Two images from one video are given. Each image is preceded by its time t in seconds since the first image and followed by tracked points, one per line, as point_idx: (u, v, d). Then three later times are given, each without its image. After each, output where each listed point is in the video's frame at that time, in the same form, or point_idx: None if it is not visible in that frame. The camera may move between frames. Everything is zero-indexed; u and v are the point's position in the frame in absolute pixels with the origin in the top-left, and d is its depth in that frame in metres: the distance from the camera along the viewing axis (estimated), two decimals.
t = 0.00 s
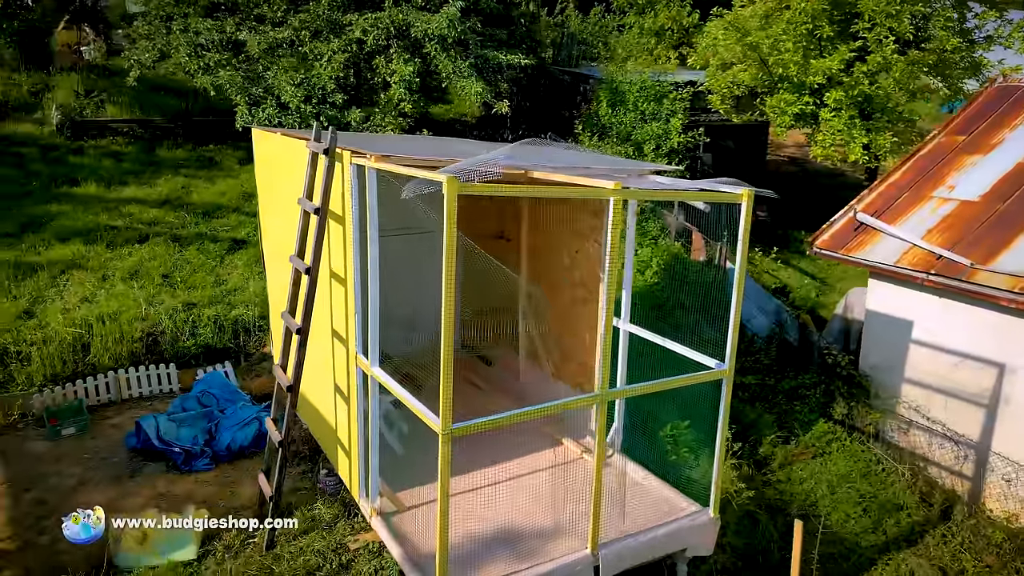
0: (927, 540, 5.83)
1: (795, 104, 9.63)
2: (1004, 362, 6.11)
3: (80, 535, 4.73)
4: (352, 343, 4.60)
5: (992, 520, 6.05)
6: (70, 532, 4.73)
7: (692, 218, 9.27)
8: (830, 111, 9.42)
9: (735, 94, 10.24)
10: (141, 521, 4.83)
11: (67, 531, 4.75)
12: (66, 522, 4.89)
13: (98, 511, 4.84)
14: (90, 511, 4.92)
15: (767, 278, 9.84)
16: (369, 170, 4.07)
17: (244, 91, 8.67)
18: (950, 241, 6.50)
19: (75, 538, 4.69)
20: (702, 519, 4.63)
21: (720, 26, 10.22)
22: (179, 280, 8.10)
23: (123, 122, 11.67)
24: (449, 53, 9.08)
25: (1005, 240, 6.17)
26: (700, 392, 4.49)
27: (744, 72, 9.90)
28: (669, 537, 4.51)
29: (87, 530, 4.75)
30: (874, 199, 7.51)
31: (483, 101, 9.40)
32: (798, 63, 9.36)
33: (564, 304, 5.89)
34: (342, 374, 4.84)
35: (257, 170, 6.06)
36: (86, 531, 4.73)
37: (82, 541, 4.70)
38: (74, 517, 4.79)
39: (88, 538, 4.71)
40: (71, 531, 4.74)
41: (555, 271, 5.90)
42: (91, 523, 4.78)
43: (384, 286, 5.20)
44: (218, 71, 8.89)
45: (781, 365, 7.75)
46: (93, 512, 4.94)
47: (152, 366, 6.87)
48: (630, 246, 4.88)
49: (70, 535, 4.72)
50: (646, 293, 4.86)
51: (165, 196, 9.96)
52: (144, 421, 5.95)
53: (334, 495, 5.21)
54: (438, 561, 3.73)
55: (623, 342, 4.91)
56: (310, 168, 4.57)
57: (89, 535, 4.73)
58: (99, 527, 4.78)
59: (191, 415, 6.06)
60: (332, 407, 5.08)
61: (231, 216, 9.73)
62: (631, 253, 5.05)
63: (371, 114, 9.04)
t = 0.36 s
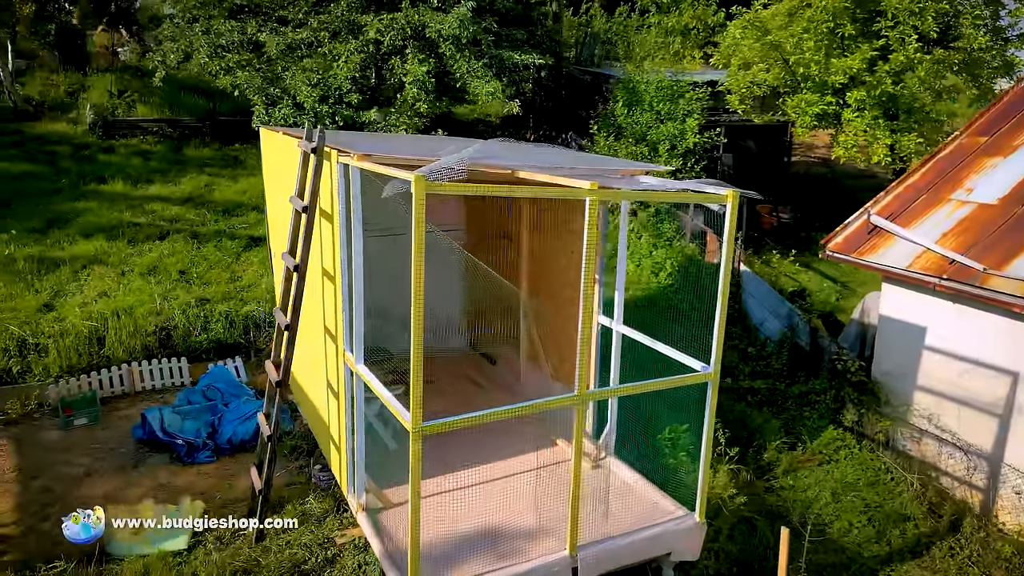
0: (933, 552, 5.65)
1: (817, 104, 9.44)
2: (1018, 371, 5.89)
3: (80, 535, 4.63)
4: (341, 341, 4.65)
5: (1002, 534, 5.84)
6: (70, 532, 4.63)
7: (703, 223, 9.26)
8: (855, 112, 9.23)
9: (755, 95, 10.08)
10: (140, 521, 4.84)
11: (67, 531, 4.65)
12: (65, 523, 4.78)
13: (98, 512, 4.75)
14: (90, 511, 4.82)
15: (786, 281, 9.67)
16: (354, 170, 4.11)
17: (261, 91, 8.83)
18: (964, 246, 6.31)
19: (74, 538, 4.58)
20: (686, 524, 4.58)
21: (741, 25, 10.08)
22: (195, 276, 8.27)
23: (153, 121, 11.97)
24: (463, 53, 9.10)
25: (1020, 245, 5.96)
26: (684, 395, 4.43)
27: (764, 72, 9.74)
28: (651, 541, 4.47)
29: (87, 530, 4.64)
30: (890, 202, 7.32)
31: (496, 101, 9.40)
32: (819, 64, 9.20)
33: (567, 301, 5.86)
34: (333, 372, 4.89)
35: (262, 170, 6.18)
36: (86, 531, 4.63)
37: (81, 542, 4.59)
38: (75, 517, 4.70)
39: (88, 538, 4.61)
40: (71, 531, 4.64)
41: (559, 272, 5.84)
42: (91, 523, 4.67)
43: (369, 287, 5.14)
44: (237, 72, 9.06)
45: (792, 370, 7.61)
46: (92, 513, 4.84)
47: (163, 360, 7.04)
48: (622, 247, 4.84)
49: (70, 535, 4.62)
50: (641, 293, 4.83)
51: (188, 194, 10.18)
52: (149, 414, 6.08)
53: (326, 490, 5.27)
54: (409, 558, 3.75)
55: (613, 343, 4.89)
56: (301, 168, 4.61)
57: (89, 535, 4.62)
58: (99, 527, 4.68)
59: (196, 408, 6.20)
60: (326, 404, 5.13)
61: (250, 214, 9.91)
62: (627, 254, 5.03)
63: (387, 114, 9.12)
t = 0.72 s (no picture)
0: (937, 565, 5.49)
1: (838, 104, 9.23)
2: None
3: (80, 535, 4.58)
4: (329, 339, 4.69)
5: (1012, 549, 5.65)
6: (70, 533, 4.58)
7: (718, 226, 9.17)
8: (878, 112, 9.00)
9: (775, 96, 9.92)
10: (139, 521, 4.81)
11: (66, 531, 4.59)
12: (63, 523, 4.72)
13: (98, 512, 4.70)
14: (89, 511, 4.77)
15: (804, 284, 9.47)
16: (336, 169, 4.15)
17: (278, 91, 8.97)
18: (977, 251, 6.11)
19: (75, 538, 4.53)
20: (668, 528, 4.52)
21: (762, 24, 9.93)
22: (211, 273, 8.45)
23: (181, 121, 12.26)
24: (477, 53, 9.12)
25: None
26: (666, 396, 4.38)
27: (784, 71, 9.56)
28: (631, 544, 4.43)
29: (87, 530, 4.60)
30: (905, 204, 7.11)
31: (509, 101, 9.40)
32: (840, 63, 8.99)
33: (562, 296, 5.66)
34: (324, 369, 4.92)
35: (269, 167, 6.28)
36: (86, 531, 4.58)
37: (82, 542, 4.54)
38: (74, 517, 4.64)
39: (89, 538, 4.57)
40: (71, 531, 4.58)
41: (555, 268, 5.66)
42: (91, 523, 4.63)
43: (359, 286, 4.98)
44: (255, 72, 9.22)
45: (802, 375, 7.46)
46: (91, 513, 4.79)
47: (174, 353, 7.20)
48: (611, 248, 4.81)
49: (70, 535, 4.57)
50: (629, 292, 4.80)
51: (210, 193, 10.39)
52: (154, 406, 6.26)
53: (317, 484, 5.33)
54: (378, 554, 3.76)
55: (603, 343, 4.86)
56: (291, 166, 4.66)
57: (89, 536, 4.58)
58: (99, 527, 4.64)
59: (199, 401, 6.35)
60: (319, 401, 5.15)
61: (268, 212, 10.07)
62: (617, 253, 5.00)
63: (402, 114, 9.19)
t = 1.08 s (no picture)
0: None
1: (860, 104, 9.02)
2: None
3: (80, 535, 4.56)
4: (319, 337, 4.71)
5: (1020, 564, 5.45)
6: (70, 532, 4.55)
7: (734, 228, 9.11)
8: (901, 112, 8.76)
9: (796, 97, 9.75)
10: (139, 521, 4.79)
11: (66, 531, 4.57)
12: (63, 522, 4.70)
13: (98, 511, 4.67)
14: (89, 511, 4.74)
15: (822, 288, 9.28)
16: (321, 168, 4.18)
17: (295, 91, 9.10)
18: (990, 255, 5.92)
19: (75, 538, 4.51)
20: (650, 532, 4.48)
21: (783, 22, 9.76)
22: (227, 269, 8.62)
23: (210, 120, 12.52)
24: (491, 53, 9.14)
25: None
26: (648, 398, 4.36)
27: (805, 70, 9.37)
28: (610, 547, 4.39)
29: (87, 530, 4.57)
30: (921, 207, 6.92)
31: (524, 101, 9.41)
32: (861, 62, 8.79)
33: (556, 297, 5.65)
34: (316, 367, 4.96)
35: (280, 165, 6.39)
36: (86, 531, 4.56)
37: (82, 542, 4.52)
38: (75, 517, 4.61)
39: (88, 538, 4.55)
40: (71, 531, 4.56)
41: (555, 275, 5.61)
42: (91, 523, 4.60)
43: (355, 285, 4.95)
44: (273, 73, 9.37)
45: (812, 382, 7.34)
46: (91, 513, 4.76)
47: (187, 347, 7.38)
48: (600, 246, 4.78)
49: (70, 535, 4.54)
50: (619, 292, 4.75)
51: (232, 191, 10.60)
52: (160, 399, 6.42)
53: (310, 479, 5.40)
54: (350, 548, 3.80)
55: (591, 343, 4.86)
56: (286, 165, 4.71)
57: (89, 536, 4.56)
58: (100, 527, 4.61)
59: (205, 395, 6.49)
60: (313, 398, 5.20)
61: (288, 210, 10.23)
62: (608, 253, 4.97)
63: (418, 114, 9.24)
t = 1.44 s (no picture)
0: None
1: (887, 104, 8.77)
2: None
3: (80, 535, 4.48)
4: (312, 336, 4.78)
5: None
6: (69, 533, 4.47)
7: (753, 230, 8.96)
8: (930, 112, 8.49)
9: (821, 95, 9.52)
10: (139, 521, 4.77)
11: (66, 531, 4.48)
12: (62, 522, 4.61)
13: (98, 511, 4.59)
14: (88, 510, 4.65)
15: (845, 293, 9.06)
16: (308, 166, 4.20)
17: (316, 91, 9.23)
18: (1007, 261, 5.72)
19: (75, 539, 4.44)
20: (634, 536, 4.43)
21: (809, 20, 9.54)
22: (247, 266, 8.81)
23: (241, 120, 12.78)
24: (510, 53, 9.15)
25: None
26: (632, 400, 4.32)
27: (832, 70, 9.14)
28: (592, 549, 4.36)
29: (88, 529, 4.50)
30: (942, 210, 6.66)
31: (543, 101, 9.40)
32: (888, 61, 8.56)
33: (555, 299, 5.74)
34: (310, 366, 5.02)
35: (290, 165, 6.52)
36: (87, 531, 4.49)
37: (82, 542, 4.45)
38: (73, 517, 4.53)
39: (88, 538, 4.48)
40: (71, 531, 4.47)
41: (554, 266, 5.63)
42: (91, 522, 4.53)
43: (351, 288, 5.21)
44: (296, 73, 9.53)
45: (825, 389, 7.18)
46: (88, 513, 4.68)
47: (202, 341, 7.56)
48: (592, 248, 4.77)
49: (70, 535, 4.47)
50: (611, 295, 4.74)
51: (258, 189, 10.82)
52: (171, 392, 6.59)
53: (307, 473, 5.48)
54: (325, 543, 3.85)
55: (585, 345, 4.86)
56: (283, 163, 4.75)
57: (89, 536, 4.49)
58: (100, 527, 4.55)
59: (215, 388, 6.64)
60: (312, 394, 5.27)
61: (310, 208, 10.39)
62: (600, 254, 4.94)
63: (436, 114, 9.27)
